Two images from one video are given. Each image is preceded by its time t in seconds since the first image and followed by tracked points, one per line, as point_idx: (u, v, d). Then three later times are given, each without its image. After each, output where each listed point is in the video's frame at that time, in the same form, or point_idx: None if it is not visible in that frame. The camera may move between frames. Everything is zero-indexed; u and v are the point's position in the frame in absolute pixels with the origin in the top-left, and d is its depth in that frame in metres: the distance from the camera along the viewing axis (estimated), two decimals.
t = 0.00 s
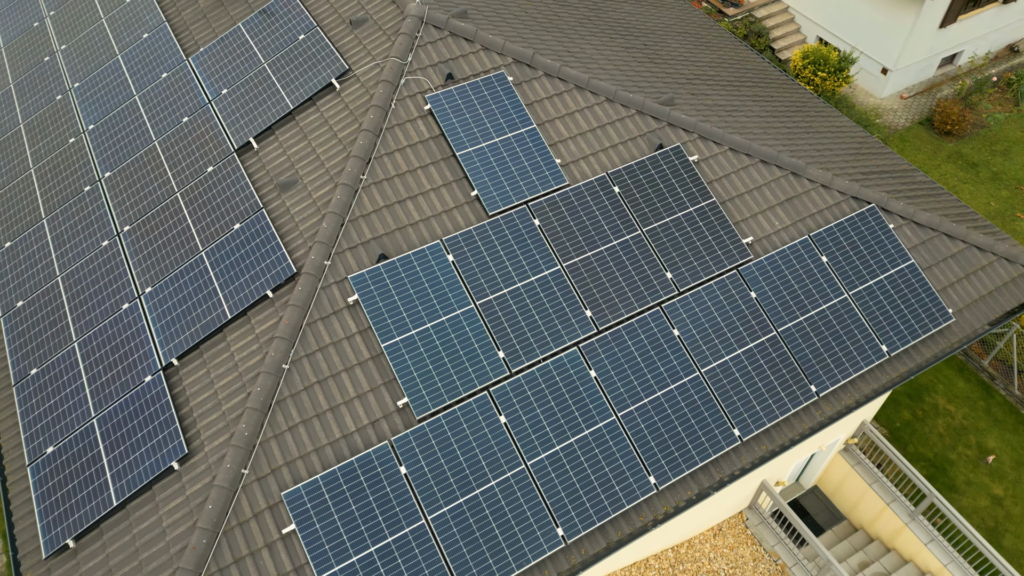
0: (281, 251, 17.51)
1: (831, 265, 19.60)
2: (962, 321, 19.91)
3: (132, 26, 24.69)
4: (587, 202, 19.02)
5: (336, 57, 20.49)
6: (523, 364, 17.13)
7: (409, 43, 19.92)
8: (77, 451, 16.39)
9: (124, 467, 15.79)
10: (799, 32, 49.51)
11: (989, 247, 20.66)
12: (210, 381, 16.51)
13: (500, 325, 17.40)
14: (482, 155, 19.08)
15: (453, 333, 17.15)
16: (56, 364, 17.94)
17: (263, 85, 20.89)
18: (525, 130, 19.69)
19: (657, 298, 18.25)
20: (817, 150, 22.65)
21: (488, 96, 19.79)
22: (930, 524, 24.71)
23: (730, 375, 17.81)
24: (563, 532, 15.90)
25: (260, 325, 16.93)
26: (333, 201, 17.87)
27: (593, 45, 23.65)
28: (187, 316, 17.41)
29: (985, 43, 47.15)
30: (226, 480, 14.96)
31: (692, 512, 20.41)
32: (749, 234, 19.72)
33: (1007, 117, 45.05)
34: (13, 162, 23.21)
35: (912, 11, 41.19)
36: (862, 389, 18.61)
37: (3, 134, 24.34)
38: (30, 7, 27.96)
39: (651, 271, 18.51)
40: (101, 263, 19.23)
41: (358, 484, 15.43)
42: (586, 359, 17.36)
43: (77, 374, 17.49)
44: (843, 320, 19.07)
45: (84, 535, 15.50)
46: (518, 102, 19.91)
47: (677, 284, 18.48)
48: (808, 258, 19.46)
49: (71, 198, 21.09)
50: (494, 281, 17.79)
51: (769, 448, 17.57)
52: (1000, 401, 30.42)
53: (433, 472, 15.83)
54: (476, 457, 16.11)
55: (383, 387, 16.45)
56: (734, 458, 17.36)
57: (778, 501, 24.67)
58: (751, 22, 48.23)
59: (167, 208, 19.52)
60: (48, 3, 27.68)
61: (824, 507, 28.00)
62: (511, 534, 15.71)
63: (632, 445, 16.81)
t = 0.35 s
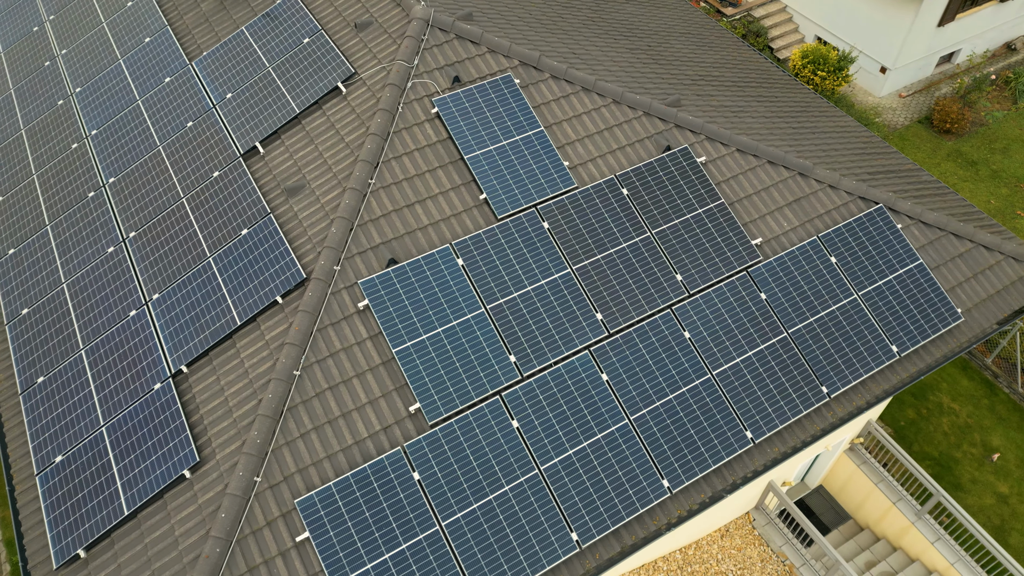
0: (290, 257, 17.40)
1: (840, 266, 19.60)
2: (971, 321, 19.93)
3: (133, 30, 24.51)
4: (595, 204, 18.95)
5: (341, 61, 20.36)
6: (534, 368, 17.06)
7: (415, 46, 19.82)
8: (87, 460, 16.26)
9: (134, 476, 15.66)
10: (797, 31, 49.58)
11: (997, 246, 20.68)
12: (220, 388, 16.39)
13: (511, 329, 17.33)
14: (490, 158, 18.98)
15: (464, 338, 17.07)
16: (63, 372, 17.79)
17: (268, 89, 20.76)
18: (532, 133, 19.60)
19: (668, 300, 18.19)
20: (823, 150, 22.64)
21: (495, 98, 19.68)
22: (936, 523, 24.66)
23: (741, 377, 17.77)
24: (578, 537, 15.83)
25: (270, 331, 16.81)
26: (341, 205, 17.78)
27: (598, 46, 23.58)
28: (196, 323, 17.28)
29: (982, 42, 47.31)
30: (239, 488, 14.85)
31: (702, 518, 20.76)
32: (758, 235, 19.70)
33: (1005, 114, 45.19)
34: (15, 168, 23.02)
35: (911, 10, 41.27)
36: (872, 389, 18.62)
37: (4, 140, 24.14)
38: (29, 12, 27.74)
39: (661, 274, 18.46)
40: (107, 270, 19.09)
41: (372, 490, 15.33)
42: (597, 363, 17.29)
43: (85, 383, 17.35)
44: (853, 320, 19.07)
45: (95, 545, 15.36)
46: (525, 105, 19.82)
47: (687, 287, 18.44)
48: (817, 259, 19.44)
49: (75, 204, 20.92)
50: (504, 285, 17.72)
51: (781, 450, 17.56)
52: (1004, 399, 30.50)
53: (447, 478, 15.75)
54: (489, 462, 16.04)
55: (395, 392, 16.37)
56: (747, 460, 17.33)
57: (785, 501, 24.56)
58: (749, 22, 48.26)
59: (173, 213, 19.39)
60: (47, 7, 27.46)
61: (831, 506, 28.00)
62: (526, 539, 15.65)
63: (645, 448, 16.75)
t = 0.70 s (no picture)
0: (303, 262, 17.29)
1: (853, 267, 19.59)
2: (983, 321, 19.93)
3: (138, 34, 24.34)
4: (608, 207, 18.87)
5: (351, 65, 20.26)
6: (550, 373, 16.96)
7: (425, 50, 19.73)
8: (101, 469, 16.13)
9: (150, 485, 15.56)
10: (797, 31, 49.64)
11: (1008, 246, 20.69)
12: (234, 396, 16.28)
13: (526, 334, 17.25)
14: (502, 161, 18.88)
15: (479, 343, 16.98)
16: (74, 380, 17.66)
17: (276, 94, 20.64)
18: (544, 136, 19.51)
19: (682, 303, 18.15)
20: (832, 151, 22.64)
21: (506, 101, 19.59)
22: (946, 522, 24.59)
23: (757, 380, 17.73)
24: (597, 542, 15.76)
25: (284, 337, 16.70)
26: (354, 210, 17.70)
27: (606, 48, 23.51)
28: (208, 330, 17.16)
29: (982, 40, 47.43)
30: (257, 496, 14.75)
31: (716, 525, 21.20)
32: (770, 237, 19.68)
33: (1005, 113, 45.29)
34: (21, 174, 22.85)
35: (911, 9, 41.34)
36: (886, 391, 18.64)
37: (9, 147, 23.96)
38: (31, 17, 27.56)
39: (675, 276, 18.41)
40: (117, 277, 18.96)
41: (390, 498, 15.22)
42: (613, 367, 17.22)
43: (98, 391, 17.24)
44: (867, 322, 19.06)
45: (110, 555, 15.24)
46: (536, 108, 19.73)
47: (701, 289, 18.40)
48: (829, 261, 19.43)
49: (82, 211, 20.77)
50: (518, 289, 17.63)
51: (798, 452, 17.57)
52: (1010, 398, 30.54)
53: (465, 484, 15.66)
54: (506, 468, 15.96)
55: (411, 399, 16.27)
56: (764, 464, 17.30)
57: (796, 502, 24.54)
58: (750, 22, 48.28)
59: (183, 219, 19.25)
60: (50, 11, 27.27)
61: (838, 506, 27.86)
62: (544, 545, 15.58)
63: (663, 452, 16.68)
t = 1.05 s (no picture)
0: (319, 267, 17.21)
1: (868, 270, 19.55)
2: (998, 323, 19.90)
3: (146, 38, 24.21)
4: (623, 211, 18.80)
5: (363, 69, 20.18)
6: (567, 378, 16.88)
7: (438, 53, 19.66)
8: (117, 477, 16.03)
9: (167, 492, 15.48)
10: (800, 32, 49.67)
11: (1021, 248, 20.66)
12: (251, 402, 16.19)
13: (543, 339, 17.16)
14: (517, 165, 18.80)
15: (496, 348, 16.91)
16: (88, 387, 17.54)
17: (288, 98, 20.53)
18: (558, 139, 19.43)
19: (698, 307, 18.10)
20: (845, 153, 22.61)
21: (520, 104, 19.50)
22: (957, 524, 24.44)
23: (774, 384, 17.69)
24: (617, 548, 15.69)
25: (300, 343, 16.61)
26: (369, 215, 17.63)
27: (617, 50, 23.46)
28: (224, 336, 17.07)
29: (985, 40, 47.45)
30: (276, 504, 14.66)
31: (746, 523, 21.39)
32: (785, 240, 19.66)
33: (1009, 113, 45.33)
34: (30, 179, 22.71)
35: (916, 10, 41.36)
36: (903, 394, 18.63)
37: (17, 151, 23.80)
38: (38, 21, 27.41)
39: (691, 280, 18.36)
40: (129, 283, 18.85)
41: (409, 504, 15.15)
42: (630, 371, 17.16)
43: (112, 398, 17.13)
44: (883, 325, 19.03)
45: (128, 564, 15.15)
46: (550, 111, 19.64)
47: (717, 292, 18.37)
48: (844, 263, 19.41)
49: (93, 216, 20.66)
50: (534, 294, 17.55)
51: (816, 456, 17.58)
52: (1019, 398, 30.51)
53: (484, 490, 15.58)
54: (525, 474, 15.89)
55: (429, 404, 16.20)
56: (782, 468, 17.28)
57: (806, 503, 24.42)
58: (753, 22, 48.26)
59: (196, 224, 19.15)
60: (56, 15, 27.13)
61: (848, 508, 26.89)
62: (564, 551, 15.52)
63: (681, 457, 16.62)
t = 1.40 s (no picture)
0: (340, 273, 17.13)
1: (888, 272, 19.47)
2: (1018, 326, 19.85)
3: (159, 42, 24.08)
4: (643, 215, 18.69)
5: (380, 72, 20.09)
6: (590, 383, 16.80)
7: (455, 57, 19.59)
8: (138, 484, 15.95)
9: (190, 500, 15.39)
10: (806, 32, 49.63)
11: None
12: (273, 409, 16.11)
13: (564, 343, 17.06)
14: (536, 169, 18.70)
15: (518, 353, 16.82)
16: (107, 394, 17.45)
17: (304, 102, 20.44)
18: (577, 142, 19.32)
19: (720, 311, 18.04)
20: (861, 155, 22.55)
21: (538, 107, 19.38)
22: (972, 525, 24.00)
23: (796, 388, 17.65)
24: (642, 554, 15.61)
25: (322, 349, 16.54)
26: (389, 220, 17.56)
27: (632, 53, 23.38)
28: (245, 342, 17.00)
29: (991, 41, 47.45)
30: (301, 511, 14.57)
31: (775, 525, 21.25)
32: (805, 243, 19.60)
33: (1016, 113, 45.32)
34: (42, 184, 22.53)
35: (923, 10, 41.30)
36: (925, 398, 18.62)
37: (29, 155, 23.61)
38: (48, 24, 27.26)
39: (712, 283, 18.30)
40: (147, 288, 18.76)
41: (434, 511, 15.05)
42: (653, 376, 17.08)
43: (132, 405, 17.05)
44: (904, 328, 18.95)
45: (152, 572, 15.07)
46: (568, 114, 19.52)
47: (738, 296, 18.31)
48: (864, 266, 19.33)
49: (109, 221, 20.55)
50: (555, 298, 17.45)
51: (839, 460, 17.53)
52: None
53: (508, 497, 15.49)
54: (550, 480, 15.81)
55: (452, 410, 16.12)
56: (805, 472, 17.24)
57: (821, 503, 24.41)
58: (759, 23, 48.19)
59: (213, 229, 19.06)
60: (67, 18, 26.98)
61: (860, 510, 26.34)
62: (590, 557, 15.44)
63: (705, 462, 16.55)
